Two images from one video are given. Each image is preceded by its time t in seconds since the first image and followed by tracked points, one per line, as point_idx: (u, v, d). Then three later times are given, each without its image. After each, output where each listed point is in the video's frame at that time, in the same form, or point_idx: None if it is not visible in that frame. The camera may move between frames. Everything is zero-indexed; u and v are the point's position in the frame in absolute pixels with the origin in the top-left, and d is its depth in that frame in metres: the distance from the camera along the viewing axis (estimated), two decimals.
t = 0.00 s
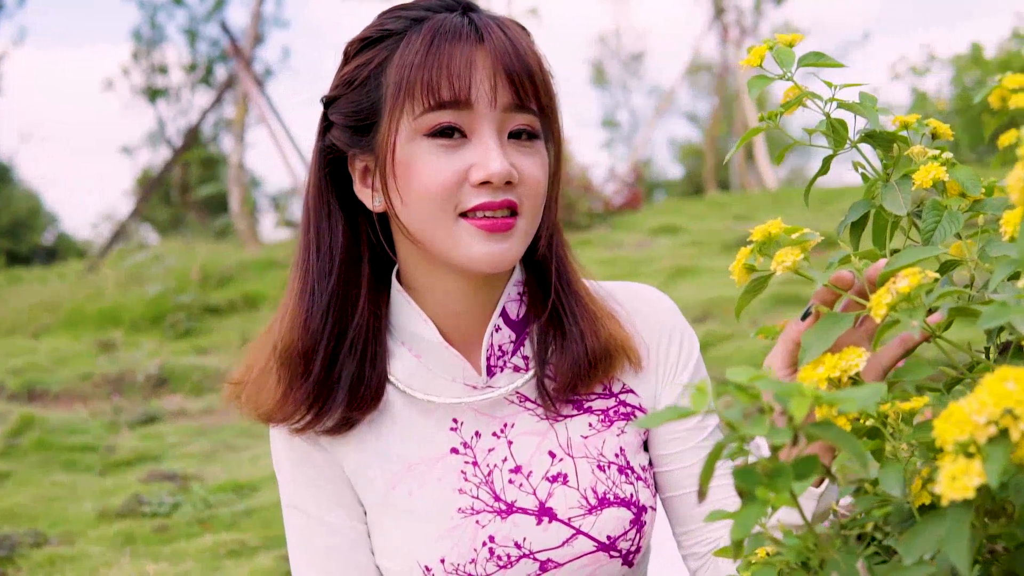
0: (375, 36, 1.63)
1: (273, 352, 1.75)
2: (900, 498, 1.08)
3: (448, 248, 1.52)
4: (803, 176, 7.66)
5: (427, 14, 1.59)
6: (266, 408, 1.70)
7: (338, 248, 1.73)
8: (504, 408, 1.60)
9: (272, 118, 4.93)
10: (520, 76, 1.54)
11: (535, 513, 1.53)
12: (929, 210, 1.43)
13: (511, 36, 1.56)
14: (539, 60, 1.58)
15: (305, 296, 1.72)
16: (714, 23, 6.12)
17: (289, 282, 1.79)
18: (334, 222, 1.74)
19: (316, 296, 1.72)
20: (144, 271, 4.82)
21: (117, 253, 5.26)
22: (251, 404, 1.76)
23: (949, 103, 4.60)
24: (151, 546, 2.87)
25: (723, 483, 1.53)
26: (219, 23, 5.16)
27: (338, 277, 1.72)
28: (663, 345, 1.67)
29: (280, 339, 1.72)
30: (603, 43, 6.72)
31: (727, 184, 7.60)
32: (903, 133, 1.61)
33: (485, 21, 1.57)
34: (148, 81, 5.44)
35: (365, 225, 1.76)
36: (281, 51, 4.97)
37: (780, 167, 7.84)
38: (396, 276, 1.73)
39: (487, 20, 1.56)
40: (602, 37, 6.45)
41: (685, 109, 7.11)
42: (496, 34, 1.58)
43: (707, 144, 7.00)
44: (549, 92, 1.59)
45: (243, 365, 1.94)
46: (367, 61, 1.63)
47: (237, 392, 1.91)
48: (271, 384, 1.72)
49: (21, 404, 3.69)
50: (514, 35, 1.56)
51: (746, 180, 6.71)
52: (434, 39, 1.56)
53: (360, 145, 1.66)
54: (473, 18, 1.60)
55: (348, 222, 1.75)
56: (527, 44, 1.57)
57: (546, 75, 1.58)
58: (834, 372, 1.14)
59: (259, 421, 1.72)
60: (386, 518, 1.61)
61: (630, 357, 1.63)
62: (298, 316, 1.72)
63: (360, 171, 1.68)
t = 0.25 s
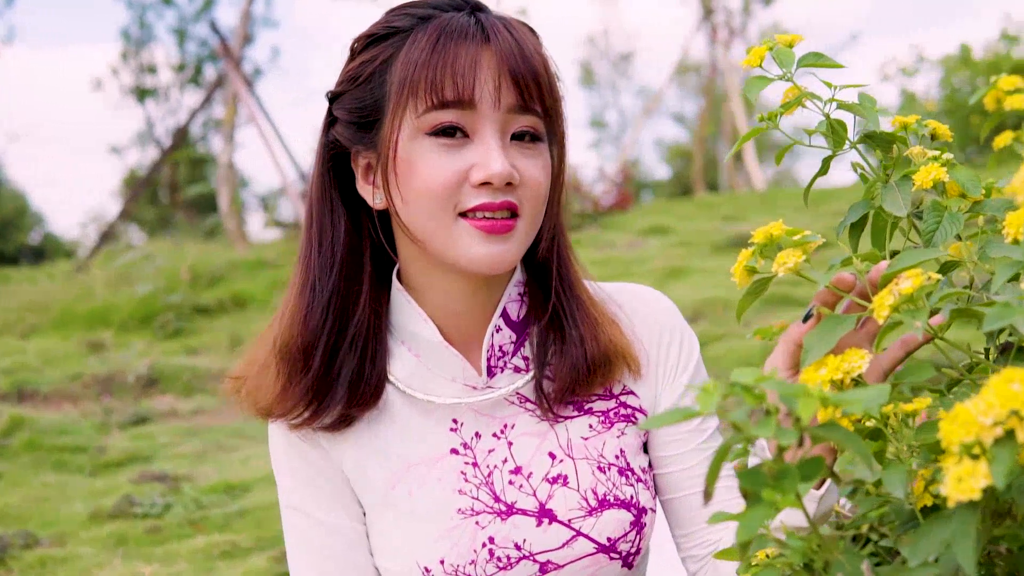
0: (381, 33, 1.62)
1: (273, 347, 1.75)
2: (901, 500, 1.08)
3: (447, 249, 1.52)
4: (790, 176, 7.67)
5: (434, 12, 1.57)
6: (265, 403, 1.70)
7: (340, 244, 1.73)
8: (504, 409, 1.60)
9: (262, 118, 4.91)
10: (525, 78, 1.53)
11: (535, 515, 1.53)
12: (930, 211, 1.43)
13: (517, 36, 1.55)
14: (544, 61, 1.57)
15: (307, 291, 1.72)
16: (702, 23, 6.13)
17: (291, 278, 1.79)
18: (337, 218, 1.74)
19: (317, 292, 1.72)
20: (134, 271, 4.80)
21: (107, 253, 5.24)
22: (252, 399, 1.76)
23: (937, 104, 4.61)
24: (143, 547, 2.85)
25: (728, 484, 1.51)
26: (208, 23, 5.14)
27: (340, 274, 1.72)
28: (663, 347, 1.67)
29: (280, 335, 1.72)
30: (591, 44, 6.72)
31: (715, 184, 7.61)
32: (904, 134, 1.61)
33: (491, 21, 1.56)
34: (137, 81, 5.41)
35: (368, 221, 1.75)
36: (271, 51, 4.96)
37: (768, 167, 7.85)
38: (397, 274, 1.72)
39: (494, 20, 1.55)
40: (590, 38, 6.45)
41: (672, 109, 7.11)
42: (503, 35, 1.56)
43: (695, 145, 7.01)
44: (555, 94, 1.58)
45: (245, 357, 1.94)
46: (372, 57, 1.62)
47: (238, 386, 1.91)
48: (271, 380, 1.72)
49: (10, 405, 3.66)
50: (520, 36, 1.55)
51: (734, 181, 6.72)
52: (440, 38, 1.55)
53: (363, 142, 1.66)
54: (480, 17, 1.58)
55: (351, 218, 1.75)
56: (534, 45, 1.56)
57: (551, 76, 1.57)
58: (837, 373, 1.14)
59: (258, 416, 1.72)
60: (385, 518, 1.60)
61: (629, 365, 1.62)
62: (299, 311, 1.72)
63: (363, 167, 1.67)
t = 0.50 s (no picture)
0: (385, 32, 1.61)
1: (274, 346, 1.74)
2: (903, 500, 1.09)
3: (448, 248, 1.52)
4: (782, 176, 7.67)
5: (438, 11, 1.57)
6: (265, 401, 1.69)
7: (342, 243, 1.73)
8: (505, 409, 1.60)
9: (255, 118, 4.91)
10: (528, 79, 1.53)
11: (536, 515, 1.53)
12: (930, 212, 1.43)
13: (522, 37, 1.54)
14: (549, 62, 1.57)
15: (308, 288, 1.72)
16: (695, 24, 6.14)
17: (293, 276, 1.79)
18: (339, 217, 1.74)
19: (318, 290, 1.71)
20: (126, 271, 4.78)
21: (99, 253, 5.22)
22: (252, 398, 1.76)
23: (930, 105, 4.62)
24: (137, 548, 2.84)
25: (730, 485, 1.49)
26: (201, 22, 5.13)
27: (341, 272, 1.72)
28: (664, 348, 1.67)
29: (282, 332, 1.72)
30: (583, 44, 6.71)
31: (707, 184, 7.61)
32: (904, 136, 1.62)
33: (496, 22, 1.56)
34: (130, 80, 5.38)
35: (370, 221, 1.75)
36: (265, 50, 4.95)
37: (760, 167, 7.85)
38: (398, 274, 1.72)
39: (498, 20, 1.55)
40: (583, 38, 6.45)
41: (664, 109, 7.11)
42: (507, 35, 1.56)
43: (687, 145, 7.01)
44: (558, 95, 1.58)
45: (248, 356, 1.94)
46: (376, 56, 1.62)
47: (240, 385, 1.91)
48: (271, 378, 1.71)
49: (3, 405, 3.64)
50: (525, 37, 1.55)
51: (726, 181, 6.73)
52: (444, 37, 1.54)
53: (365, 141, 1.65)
54: (485, 17, 1.58)
55: (353, 217, 1.75)
56: (538, 47, 1.56)
57: (555, 78, 1.57)
58: (839, 374, 1.14)
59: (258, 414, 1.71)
60: (385, 518, 1.60)
61: (630, 368, 1.62)
62: (300, 309, 1.71)
63: (365, 166, 1.67)
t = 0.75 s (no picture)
0: (390, 29, 1.61)
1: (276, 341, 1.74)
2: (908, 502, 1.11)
3: (449, 247, 1.51)
4: (769, 176, 7.68)
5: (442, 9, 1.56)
6: (266, 398, 1.69)
7: (344, 239, 1.72)
8: (506, 409, 1.59)
9: (244, 116, 4.88)
10: (531, 78, 1.53)
11: (536, 516, 1.53)
12: (931, 212, 1.43)
13: (526, 37, 1.54)
14: (553, 62, 1.57)
15: (310, 285, 1.71)
16: (684, 23, 6.13)
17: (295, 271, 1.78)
18: (342, 214, 1.73)
19: (320, 287, 1.71)
20: (113, 272, 4.62)
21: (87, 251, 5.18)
22: (253, 394, 1.75)
23: (918, 105, 4.62)
24: (129, 548, 2.83)
25: (734, 486, 1.47)
26: (190, 21, 5.09)
27: (344, 269, 1.71)
28: (664, 349, 1.67)
29: (284, 329, 1.71)
30: (571, 43, 6.70)
31: (694, 184, 7.60)
32: (902, 138, 1.62)
33: (500, 21, 1.55)
34: (117, 80, 5.23)
35: (373, 219, 1.75)
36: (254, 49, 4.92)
37: (746, 167, 7.86)
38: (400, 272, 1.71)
39: (502, 19, 1.54)
40: (572, 37, 6.44)
41: (652, 109, 7.11)
42: (511, 35, 1.56)
43: (675, 144, 7.01)
44: (561, 95, 1.58)
45: (250, 353, 1.93)
46: (379, 54, 1.61)
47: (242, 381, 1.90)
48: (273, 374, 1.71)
49: None
50: (529, 37, 1.54)
51: (714, 181, 6.73)
52: (447, 36, 1.54)
53: (368, 138, 1.65)
54: (489, 16, 1.57)
55: (356, 213, 1.74)
56: (542, 46, 1.55)
57: (558, 78, 1.56)
58: (842, 374, 1.14)
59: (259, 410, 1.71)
60: (384, 519, 1.59)
61: (630, 370, 1.62)
62: (302, 306, 1.71)
63: (368, 163, 1.67)
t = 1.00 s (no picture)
0: (392, 28, 1.61)
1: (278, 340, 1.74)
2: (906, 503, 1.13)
3: (449, 247, 1.51)
4: (761, 176, 7.68)
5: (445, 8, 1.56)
6: (268, 396, 1.68)
7: (346, 238, 1.72)
8: (506, 409, 1.59)
9: (237, 116, 4.88)
10: (533, 79, 1.53)
11: (536, 516, 1.53)
12: (931, 211, 1.44)
13: (529, 37, 1.54)
14: (555, 63, 1.57)
15: (312, 283, 1.71)
16: (677, 23, 6.13)
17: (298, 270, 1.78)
18: (344, 213, 1.72)
19: (323, 285, 1.70)
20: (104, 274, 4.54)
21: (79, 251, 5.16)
22: (255, 392, 1.75)
23: (911, 105, 4.63)
24: (123, 549, 2.83)
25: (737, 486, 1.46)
26: (183, 20, 5.07)
27: (345, 268, 1.71)
28: (664, 349, 1.67)
29: (285, 327, 1.71)
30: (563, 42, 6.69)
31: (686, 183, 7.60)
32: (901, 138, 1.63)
33: (504, 20, 1.55)
34: (110, 79, 5.18)
35: (375, 217, 1.74)
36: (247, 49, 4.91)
37: (738, 167, 7.85)
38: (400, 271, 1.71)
39: (505, 19, 1.54)
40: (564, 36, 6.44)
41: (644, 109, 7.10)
42: (514, 35, 1.55)
43: (667, 144, 7.01)
44: (563, 96, 1.57)
45: (251, 352, 1.93)
46: (382, 52, 1.60)
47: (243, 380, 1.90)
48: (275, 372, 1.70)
49: None
50: (532, 37, 1.54)
51: (706, 180, 6.72)
52: (450, 35, 1.53)
53: (369, 137, 1.65)
54: (492, 16, 1.57)
55: (358, 212, 1.74)
56: (545, 47, 1.55)
57: (560, 78, 1.56)
58: (842, 375, 1.13)
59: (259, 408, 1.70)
60: (384, 519, 1.59)
61: (630, 372, 1.61)
62: (304, 304, 1.71)
63: (370, 162, 1.67)
